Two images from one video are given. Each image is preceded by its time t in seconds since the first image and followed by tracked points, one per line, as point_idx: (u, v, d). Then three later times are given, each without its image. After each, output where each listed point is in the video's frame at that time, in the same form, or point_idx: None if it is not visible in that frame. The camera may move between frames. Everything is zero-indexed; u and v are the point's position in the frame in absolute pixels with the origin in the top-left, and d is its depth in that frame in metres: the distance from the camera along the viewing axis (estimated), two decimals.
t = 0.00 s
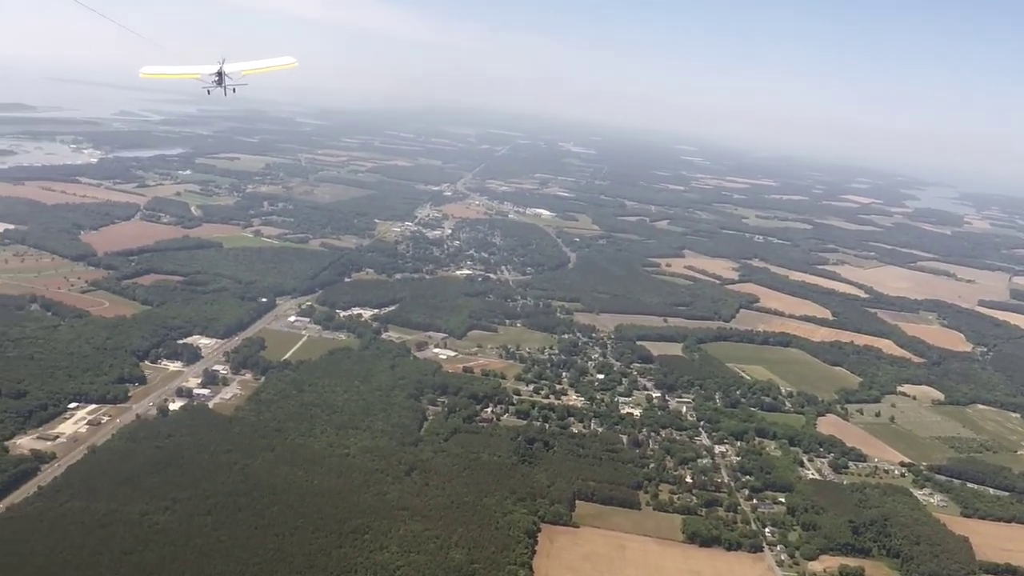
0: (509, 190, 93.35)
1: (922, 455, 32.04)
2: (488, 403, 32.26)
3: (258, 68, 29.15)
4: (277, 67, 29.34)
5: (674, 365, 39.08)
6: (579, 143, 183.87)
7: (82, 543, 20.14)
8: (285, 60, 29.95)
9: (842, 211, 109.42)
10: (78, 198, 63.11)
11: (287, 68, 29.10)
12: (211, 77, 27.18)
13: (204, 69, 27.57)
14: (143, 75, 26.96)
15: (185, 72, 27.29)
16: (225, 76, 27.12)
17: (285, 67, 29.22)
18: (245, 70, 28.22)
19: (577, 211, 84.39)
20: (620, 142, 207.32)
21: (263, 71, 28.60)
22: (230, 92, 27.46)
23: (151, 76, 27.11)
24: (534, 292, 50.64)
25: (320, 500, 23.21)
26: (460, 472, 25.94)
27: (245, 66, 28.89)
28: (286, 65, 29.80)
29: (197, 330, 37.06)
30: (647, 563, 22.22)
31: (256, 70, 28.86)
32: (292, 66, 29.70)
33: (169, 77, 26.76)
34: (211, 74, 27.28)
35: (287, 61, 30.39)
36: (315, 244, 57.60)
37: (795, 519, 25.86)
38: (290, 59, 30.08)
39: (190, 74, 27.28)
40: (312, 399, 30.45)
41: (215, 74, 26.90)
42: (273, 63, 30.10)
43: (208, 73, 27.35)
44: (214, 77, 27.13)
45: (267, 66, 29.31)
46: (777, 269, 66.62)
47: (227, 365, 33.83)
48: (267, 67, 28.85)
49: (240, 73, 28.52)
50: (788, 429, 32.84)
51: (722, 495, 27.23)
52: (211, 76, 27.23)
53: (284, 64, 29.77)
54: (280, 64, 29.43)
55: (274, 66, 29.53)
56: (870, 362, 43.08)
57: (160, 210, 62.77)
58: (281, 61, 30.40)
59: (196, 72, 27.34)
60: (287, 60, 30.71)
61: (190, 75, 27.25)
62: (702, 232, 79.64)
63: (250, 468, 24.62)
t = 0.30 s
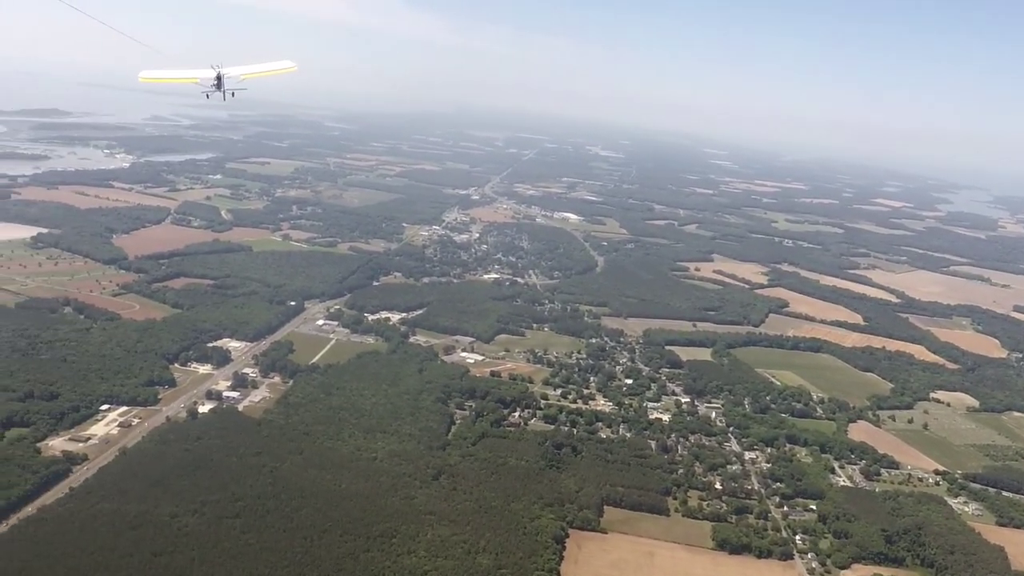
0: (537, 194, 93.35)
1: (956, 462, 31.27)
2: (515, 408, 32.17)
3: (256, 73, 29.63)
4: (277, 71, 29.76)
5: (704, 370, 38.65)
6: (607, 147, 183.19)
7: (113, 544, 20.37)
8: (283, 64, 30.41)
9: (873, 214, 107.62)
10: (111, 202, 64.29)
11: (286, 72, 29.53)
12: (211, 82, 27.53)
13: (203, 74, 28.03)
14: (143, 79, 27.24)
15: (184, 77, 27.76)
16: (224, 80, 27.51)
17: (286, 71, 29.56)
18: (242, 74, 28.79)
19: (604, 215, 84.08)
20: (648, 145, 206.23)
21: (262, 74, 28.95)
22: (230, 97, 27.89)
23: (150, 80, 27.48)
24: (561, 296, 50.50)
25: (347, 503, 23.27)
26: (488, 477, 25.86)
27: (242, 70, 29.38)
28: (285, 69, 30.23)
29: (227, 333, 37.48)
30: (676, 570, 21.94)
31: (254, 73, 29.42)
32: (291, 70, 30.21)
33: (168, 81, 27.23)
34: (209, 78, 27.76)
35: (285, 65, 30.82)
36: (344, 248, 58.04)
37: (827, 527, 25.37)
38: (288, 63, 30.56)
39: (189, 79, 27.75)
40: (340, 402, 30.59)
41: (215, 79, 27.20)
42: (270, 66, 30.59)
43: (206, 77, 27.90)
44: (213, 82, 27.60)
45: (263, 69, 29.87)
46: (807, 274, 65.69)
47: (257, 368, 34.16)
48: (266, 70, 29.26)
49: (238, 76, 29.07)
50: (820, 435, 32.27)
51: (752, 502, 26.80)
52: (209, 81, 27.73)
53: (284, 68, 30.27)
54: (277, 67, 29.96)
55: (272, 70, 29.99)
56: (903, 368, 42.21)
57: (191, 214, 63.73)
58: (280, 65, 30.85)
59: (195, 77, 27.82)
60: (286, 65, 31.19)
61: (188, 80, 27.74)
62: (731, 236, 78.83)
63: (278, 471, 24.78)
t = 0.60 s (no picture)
0: (562, 198, 93.17)
1: (989, 472, 30.52)
2: (540, 413, 32.04)
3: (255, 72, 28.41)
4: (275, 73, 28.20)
5: (731, 376, 38.17)
6: (634, 150, 182.24)
7: (140, 547, 20.56)
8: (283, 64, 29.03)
9: (902, 218, 105.78)
10: (141, 205, 65.28)
11: (286, 74, 28.09)
12: (207, 83, 26.53)
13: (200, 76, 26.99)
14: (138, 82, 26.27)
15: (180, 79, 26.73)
16: (221, 83, 26.57)
17: (283, 72, 28.07)
18: (241, 77, 27.24)
19: (630, 218, 83.65)
20: (674, 149, 204.96)
21: (261, 76, 27.50)
22: (226, 100, 26.90)
23: (144, 84, 25.77)
24: (587, 300, 50.27)
25: (372, 508, 23.29)
26: (513, 483, 25.75)
27: (239, 70, 27.99)
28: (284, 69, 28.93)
29: (254, 336, 37.80)
30: None
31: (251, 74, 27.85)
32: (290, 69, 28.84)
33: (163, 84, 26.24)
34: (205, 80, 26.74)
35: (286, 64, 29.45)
36: (369, 251, 58.29)
37: (856, 536, 24.87)
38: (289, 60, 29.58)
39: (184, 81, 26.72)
40: (366, 406, 30.68)
41: (212, 81, 26.38)
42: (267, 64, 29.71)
43: (203, 79, 26.50)
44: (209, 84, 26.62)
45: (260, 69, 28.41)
46: (836, 279, 64.69)
47: (283, 371, 34.39)
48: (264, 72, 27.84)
49: (233, 77, 27.71)
50: (849, 443, 31.68)
51: (780, 510, 26.37)
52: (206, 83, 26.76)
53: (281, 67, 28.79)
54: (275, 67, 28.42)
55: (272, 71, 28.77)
56: (934, 374, 41.35)
57: (218, 217, 64.46)
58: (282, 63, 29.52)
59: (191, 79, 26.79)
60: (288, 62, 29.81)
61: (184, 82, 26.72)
62: (758, 240, 77.97)
63: (304, 475, 24.88)
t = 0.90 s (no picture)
0: (586, 203, 92.98)
1: (1020, 483, 29.78)
2: (564, 419, 31.87)
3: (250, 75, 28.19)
4: (270, 75, 28.14)
5: (757, 383, 37.69)
6: (658, 155, 181.47)
7: (164, 550, 20.71)
8: (276, 66, 28.73)
9: (931, 225, 104.07)
10: (168, 209, 66.14)
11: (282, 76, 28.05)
12: (203, 86, 26.33)
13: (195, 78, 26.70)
14: (133, 85, 25.86)
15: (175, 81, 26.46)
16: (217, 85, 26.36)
17: (278, 75, 28.03)
18: (236, 80, 27.17)
19: (654, 224, 83.25)
20: (699, 154, 203.66)
21: (258, 80, 27.44)
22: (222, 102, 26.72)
23: (140, 85, 25.45)
24: (611, 305, 50.02)
25: (395, 513, 23.26)
26: (537, 489, 25.62)
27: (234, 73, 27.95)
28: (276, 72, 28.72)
29: (278, 340, 38.06)
30: None
31: (248, 77, 27.78)
32: (283, 73, 28.73)
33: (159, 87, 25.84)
34: (202, 83, 26.47)
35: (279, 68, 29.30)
36: (393, 256, 58.53)
37: (884, 547, 24.38)
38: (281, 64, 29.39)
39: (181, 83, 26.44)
40: (389, 411, 30.70)
41: (207, 83, 26.24)
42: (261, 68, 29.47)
43: (199, 82, 26.40)
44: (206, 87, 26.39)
45: (256, 73, 28.15)
46: (863, 285, 63.78)
47: (307, 376, 34.56)
48: (260, 75, 27.73)
49: (229, 81, 27.36)
50: (877, 451, 31.12)
51: (806, 520, 25.94)
52: (202, 86, 26.47)
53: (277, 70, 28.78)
54: (271, 70, 28.10)
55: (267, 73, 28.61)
56: (965, 383, 40.50)
57: (244, 221, 65.10)
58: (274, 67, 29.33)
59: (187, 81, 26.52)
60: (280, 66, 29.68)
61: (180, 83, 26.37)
62: (784, 246, 77.13)
63: (327, 479, 24.94)
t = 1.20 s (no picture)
0: (609, 203, 92.59)
1: None
2: (586, 422, 31.70)
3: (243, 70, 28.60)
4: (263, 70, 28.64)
5: (782, 387, 37.22)
6: (683, 156, 180.07)
7: (186, 548, 20.84)
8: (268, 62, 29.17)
9: (961, 228, 102.23)
10: (194, 206, 66.87)
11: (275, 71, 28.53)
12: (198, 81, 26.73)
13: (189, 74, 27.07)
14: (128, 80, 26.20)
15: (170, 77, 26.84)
16: (211, 80, 26.97)
17: (271, 71, 28.59)
18: (230, 74, 27.70)
19: (678, 225, 82.70)
20: (724, 155, 202.04)
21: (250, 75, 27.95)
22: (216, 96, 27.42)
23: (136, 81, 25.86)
24: (634, 307, 49.73)
25: (416, 515, 23.24)
26: (558, 492, 25.49)
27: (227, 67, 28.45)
28: (269, 67, 29.15)
29: (302, 338, 38.27)
30: None
31: (240, 72, 28.36)
32: (276, 69, 29.16)
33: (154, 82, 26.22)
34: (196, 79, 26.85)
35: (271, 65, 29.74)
36: (416, 255, 58.66)
37: (910, 556, 23.93)
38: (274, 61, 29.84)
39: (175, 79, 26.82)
40: (411, 411, 30.73)
41: (202, 79, 26.64)
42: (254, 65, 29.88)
43: (193, 77, 26.81)
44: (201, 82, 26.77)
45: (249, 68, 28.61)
46: (890, 289, 62.77)
47: (330, 374, 34.70)
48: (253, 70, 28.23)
49: (223, 76, 27.77)
50: (903, 458, 30.56)
51: (831, 527, 25.54)
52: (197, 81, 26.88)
53: (269, 65, 29.35)
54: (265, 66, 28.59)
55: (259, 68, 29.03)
56: (994, 390, 39.67)
57: (269, 219, 65.64)
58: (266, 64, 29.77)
59: (181, 77, 26.90)
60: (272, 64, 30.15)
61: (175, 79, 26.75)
62: (810, 248, 76.20)
63: (349, 479, 25.00)
